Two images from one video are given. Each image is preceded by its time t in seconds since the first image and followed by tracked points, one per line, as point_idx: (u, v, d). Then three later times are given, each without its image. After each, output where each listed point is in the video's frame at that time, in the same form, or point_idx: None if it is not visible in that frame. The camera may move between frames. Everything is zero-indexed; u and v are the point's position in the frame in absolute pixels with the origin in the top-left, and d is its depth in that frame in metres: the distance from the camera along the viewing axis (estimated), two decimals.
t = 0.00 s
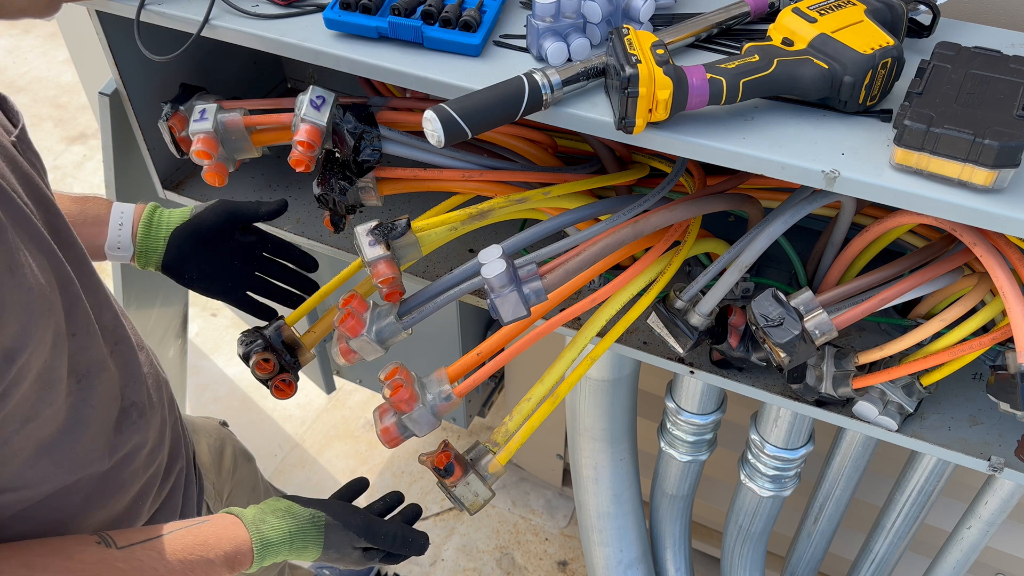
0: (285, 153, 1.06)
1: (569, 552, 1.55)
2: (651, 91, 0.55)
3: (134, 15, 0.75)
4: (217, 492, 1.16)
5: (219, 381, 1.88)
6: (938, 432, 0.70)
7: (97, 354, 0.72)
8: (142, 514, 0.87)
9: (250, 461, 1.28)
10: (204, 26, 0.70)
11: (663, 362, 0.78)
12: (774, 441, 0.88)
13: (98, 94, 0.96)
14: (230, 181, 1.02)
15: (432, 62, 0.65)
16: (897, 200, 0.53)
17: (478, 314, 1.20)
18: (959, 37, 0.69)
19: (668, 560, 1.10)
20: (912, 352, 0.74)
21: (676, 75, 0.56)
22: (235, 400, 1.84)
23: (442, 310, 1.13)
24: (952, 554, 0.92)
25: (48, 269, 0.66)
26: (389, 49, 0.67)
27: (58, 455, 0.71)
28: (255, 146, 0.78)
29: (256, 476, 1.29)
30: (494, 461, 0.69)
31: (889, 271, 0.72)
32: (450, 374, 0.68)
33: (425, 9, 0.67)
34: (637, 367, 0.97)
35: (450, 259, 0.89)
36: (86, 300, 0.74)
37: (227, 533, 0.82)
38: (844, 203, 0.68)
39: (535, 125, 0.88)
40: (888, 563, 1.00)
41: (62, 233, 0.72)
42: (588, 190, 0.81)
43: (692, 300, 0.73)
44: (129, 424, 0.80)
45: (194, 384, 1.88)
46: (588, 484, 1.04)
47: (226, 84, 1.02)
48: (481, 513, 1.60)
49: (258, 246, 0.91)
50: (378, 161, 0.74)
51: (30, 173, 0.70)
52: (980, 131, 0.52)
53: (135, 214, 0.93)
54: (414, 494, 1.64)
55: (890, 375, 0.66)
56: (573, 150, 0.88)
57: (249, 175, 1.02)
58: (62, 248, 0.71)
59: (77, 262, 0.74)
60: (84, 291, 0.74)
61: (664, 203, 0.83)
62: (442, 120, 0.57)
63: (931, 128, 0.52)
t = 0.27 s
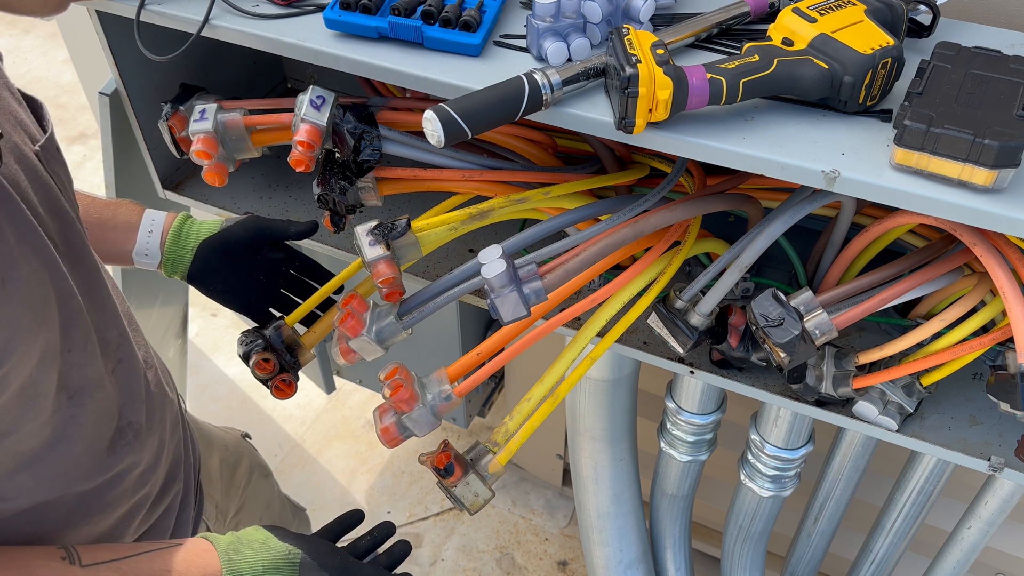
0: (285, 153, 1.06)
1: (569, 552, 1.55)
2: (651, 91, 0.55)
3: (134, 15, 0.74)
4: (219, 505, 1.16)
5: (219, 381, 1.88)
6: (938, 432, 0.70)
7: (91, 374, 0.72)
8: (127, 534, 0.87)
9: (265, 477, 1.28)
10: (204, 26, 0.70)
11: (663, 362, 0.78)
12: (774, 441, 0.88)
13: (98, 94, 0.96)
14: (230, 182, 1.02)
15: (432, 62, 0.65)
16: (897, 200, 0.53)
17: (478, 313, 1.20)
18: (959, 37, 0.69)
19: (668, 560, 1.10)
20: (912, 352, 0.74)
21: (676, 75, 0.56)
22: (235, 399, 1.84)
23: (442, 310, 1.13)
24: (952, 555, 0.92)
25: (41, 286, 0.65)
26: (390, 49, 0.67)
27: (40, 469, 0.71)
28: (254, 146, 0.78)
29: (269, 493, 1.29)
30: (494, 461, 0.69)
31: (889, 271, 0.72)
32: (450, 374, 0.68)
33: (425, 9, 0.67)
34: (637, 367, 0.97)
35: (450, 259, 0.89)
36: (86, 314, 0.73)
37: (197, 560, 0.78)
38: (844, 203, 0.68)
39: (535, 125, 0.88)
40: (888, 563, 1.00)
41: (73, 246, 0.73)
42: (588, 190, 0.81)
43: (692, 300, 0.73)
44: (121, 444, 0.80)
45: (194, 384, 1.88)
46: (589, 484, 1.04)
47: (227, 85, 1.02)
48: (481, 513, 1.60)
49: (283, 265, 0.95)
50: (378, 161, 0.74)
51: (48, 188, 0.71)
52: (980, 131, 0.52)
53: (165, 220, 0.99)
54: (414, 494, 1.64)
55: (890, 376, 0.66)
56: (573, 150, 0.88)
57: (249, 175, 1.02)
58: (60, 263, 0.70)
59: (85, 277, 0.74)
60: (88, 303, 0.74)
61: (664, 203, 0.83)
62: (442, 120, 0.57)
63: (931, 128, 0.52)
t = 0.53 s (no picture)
0: (285, 153, 1.06)
1: (569, 552, 1.55)
2: (651, 91, 0.55)
3: (134, 15, 0.74)
4: (127, 489, 1.18)
5: (219, 382, 1.88)
6: (938, 432, 0.70)
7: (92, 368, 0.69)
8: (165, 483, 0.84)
9: (171, 475, 1.30)
10: (204, 26, 0.70)
11: (663, 362, 0.78)
12: (774, 441, 0.88)
13: (97, 94, 0.96)
14: (230, 182, 1.01)
15: (432, 62, 0.65)
16: (897, 200, 0.53)
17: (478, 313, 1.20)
18: (959, 38, 0.69)
19: (668, 560, 1.10)
20: (912, 352, 0.74)
21: (676, 75, 0.56)
22: (234, 400, 1.84)
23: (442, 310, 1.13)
24: (952, 554, 0.92)
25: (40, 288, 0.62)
26: (390, 49, 0.67)
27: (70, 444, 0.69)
28: (254, 147, 0.78)
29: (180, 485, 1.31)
30: (494, 461, 0.69)
31: (888, 271, 0.72)
32: (450, 374, 0.68)
33: (425, 10, 0.67)
34: (637, 367, 0.97)
35: (449, 259, 0.89)
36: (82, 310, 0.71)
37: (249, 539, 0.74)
38: (844, 203, 0.68)
39: (535, 125, 0.88)
40: (888, 563, 1.00)
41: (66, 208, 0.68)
42: (588, 191, 0.81)
43: (692, 300, 0.73)
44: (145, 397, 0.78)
45: (193, 384, 1.88)
46: (589, 484, 1.04)
47: (227, 84, 1.02)
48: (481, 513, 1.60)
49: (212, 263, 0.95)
50: (378, 161, 0.74)
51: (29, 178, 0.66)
52: (980, 131, 0.52)
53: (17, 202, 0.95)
54: (414, 494, 1.64)
55: (890, 376, 0.66)
56: (573, 150, 0.88)
57: (249, 175, 1.02)
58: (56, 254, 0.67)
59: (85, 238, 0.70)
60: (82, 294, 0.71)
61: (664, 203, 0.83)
62: (441, 120, 0.57)
63: (931, 128, 0.52)
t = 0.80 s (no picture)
0: (285, 153, 1.06)
1: (569, 552, 1.55)
2: (651, 91, 0.55)
3: (134, 15, 0.74)
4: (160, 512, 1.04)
5: (219, 382, 1.88)
6: (938, 432, 0.70)
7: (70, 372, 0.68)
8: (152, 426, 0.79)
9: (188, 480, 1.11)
10: (204, 26, 0.70)
11: (663, 362, 0.78)
12: (774, 441, 0.88)
13: (97, 93, 0.96)
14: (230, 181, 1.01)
15: (432, 62, 0.65)
16: (897, 200, 0.53)
17: (478, 313, 1.20)
18: (959, 37, 0.69)
19: (667, 560, 1.10)
20: (912, 352, 0.74)
21: (676, 75, 0.56)
22: (234, 400, 1.84)
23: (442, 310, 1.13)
24: (952, 554, 0.92)
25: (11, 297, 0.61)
26: (390, 49, 0.67)
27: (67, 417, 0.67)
28: (254, 147, 0.78)
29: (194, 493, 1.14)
30: (494, 461, 0.69)
31: (889, 271, 0.72)
32: (450, 374, 0.68)
33: (425, 10, 0.67)
34: (637, 367, 0.97)
35: (450, 259, 0.89)
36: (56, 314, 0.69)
37: None
38: (844, 203, 0.68)
39: (535, 125, 0.88)
40: (888, 563, 1.00)
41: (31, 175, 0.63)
42: (589, 191, 0.81)
43: (692, 300, 0.73)
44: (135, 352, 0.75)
45: (193, 384, 1.88)
46: (588, 484, 1.04)
47: (226, 84, 1.02)
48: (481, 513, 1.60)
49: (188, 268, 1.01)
50: (378, 161, 0.74)
51: None
52: (980, 131, 0.52)
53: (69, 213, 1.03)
54: (414, 494, 1.64)
55: (890, 375, 0.66)
56: (573, 150, 0.88)
57: (249, 174, 1.02)
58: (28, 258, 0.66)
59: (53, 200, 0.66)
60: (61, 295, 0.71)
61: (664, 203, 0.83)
62: (442, 120, 0.57)
63: (931, 128, 0.52)
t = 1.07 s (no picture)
0: (285, 153, 1.06)
1: (569, 552, 1.55)
2: (651, 91, 0.55)
3: (134, 15, 0.74)
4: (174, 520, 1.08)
5: (219, 381, 1.88)
6: (938, 432, 0.70)
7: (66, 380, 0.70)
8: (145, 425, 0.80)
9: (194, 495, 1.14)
10: (204, 26, 0.70)
11: (663, 362, 0.78)
12: (774, 441, 0.88)
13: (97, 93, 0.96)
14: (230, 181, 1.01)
15: (432, 62, 0.65)
16: (898, 200, 0.53)
17: (478, 313, 1.20)
18: (959, 37, 0.69)
19: (668, 560, 1.10)
20: (912, 352, 0.74)
21: (676, 75, 0.56)
22: (235, 400, 1.84)
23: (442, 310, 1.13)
24: (952, 554, 0.92)
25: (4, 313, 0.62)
26: (390, 49, 0.67)
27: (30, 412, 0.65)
28: (254, 147, 0.78)
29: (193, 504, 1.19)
30: (494, 461, 0.69)
31: (889, 271, 0.72)
32: (450, 374, 0.68)
33: (425, 10, 0.67)
34: (637, 367, 0.97)
35: (450, 259, 0.89)
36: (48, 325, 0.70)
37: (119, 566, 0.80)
38: (844, 203, 0.68)
39: (535, 125, 0.89)
40: (888, 563, 1.00)
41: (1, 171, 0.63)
42: (589, 191, 0.81)
43: (692, 300, 0.73)
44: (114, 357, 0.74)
45: (193, 384, 1.88)
46: (589, 484, 1.04)
47: (226, 84, 1.02)
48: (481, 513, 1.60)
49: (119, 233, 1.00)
50: (378, 161, 0.74)
51: None
52: (980, 131, 0.52)
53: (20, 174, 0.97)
54: (414, 494, 1.64)
55: (890, 375, 0.66)
56: (574, 150, 0.88)
57: (249, 174, 1.02)
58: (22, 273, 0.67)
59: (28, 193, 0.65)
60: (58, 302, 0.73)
61: (664, 203, 0.83)
62: (441, 120, 0.57)
63: (931, 128, 0.52)
